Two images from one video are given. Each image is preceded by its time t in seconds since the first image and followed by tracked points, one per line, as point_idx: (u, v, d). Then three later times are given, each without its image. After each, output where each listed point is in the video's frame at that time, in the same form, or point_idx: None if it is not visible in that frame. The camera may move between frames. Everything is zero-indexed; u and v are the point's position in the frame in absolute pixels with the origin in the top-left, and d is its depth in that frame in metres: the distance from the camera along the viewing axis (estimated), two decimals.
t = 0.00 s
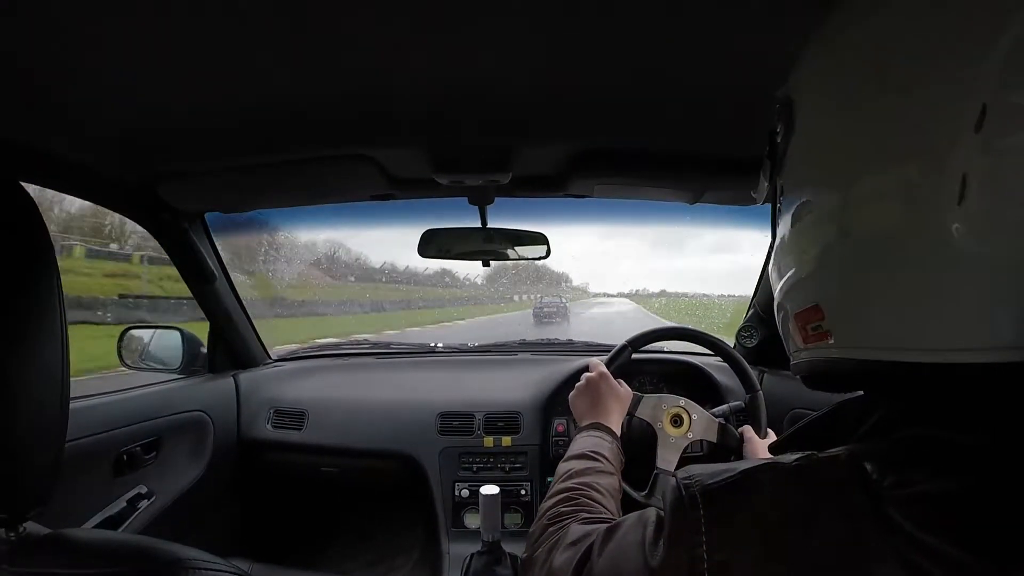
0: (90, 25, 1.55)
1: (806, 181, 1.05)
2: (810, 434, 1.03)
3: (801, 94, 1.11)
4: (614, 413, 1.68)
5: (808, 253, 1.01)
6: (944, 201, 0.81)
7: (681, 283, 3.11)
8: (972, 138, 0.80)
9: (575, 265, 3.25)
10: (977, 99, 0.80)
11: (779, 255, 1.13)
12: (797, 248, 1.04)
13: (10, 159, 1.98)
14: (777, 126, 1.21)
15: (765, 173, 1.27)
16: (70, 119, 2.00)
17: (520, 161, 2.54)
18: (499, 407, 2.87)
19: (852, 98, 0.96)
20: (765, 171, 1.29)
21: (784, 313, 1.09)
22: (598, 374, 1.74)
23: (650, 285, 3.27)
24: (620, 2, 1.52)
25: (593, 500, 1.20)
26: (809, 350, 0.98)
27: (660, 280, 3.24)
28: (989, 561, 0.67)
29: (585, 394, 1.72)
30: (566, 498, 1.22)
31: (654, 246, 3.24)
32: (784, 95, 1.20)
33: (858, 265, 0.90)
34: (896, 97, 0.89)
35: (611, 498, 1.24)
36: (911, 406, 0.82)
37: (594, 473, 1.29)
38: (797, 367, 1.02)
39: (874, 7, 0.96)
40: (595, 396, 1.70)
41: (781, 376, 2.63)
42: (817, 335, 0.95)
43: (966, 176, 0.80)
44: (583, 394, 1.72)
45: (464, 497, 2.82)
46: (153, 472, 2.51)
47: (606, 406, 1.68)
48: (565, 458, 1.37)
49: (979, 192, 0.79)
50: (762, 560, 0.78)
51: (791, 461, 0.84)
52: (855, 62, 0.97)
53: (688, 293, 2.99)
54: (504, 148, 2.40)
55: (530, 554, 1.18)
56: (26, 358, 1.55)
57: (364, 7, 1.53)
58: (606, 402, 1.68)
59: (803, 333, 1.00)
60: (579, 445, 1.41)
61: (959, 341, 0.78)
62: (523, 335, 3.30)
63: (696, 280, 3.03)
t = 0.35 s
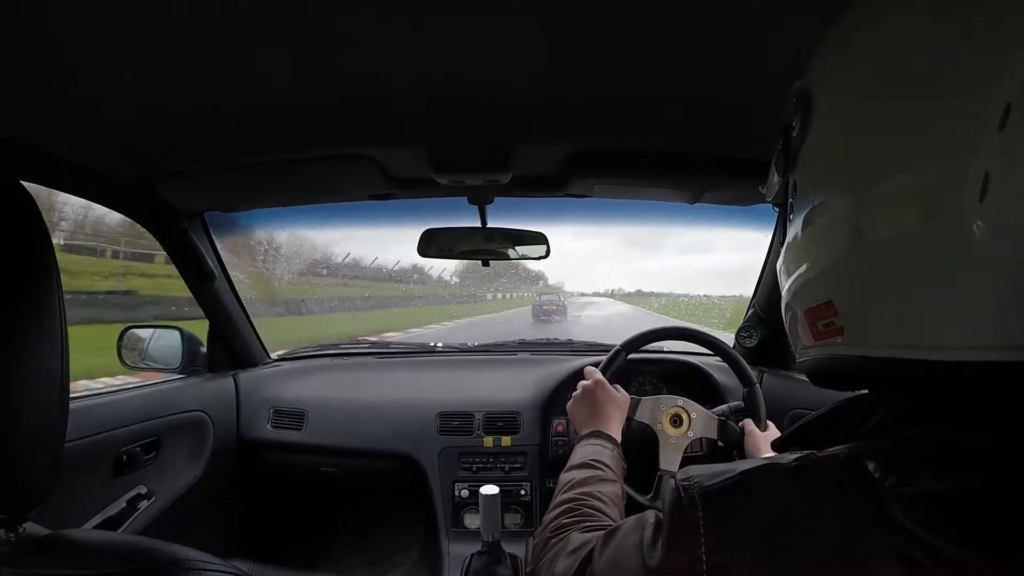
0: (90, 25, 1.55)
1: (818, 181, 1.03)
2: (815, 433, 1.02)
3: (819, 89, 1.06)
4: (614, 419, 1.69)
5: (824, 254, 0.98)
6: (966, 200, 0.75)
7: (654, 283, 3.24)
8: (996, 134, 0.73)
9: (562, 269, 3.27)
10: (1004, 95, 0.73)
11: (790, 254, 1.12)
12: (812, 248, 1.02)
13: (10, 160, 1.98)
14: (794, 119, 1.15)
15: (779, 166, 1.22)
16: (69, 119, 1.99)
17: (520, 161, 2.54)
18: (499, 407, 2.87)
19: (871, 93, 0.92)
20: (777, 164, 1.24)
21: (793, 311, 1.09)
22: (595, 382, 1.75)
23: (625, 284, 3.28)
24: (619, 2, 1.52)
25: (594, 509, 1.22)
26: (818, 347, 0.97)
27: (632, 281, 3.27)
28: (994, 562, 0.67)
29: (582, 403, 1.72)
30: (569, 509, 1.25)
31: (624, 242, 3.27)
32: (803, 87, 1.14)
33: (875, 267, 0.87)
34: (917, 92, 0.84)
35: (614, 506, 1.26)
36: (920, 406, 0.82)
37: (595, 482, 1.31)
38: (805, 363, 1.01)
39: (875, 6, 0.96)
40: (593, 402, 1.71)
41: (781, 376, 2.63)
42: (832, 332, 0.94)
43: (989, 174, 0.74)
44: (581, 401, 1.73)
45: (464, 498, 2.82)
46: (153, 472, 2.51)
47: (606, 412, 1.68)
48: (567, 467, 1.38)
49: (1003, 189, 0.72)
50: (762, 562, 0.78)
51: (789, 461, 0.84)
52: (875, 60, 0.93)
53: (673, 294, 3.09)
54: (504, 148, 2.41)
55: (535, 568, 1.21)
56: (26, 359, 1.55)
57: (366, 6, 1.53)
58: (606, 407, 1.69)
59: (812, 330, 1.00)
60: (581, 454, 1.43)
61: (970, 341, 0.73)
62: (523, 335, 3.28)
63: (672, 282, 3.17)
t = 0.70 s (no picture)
0: (90, 26, 1.56)
1: (820, 181, 1.02)
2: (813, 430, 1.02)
3: (820, 89, 1.06)
4: (613, 420, 1.69)
5: (825, 254, 0.98)
6: (973, 202, 0.76)
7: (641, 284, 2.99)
8: (1003, 136, 0.74)
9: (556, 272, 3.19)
10: (1011, 95, 0.74)
11: (793, 256, 1.11)
12: (814, 249, 1.02)
13: (9, 159, 1.98)
14: (795, 121, 1.14)
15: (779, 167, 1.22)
16: (69, 119, 1.99)
17: (519, 160, 2.54)
18: (498, 405, 2.87)
19: (873, 93, 0.92)
20: (778, 166, 1.24)
21: (795, 312, 1.08)
22: (594, 382, 1.74)
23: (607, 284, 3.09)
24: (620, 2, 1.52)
25: (594, 507, 1.23)
26: (822, 350, 0.96)
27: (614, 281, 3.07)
28: (991, 559, 0.68)
29: (580, 403, 1.72)
30: (568, 506, 1.25)
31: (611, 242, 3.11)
32: (804, 87, 1.13)
33: (878, 268, 0.86)
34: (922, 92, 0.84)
35: (613, 503, 1.26)
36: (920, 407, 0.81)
37: (595, 480, 1.31)
38: (810, 367, 1.00)
39: (872, 9, 0.97)
40: (593, 402, 1.71)
41: (780, 375, 2.64)
42: (834, 335, 0.93)
43: (997, 175, 0.75)
44: (580, 402, 1.73)
45: (463, 496, 2.82)
46: (153, 470, 2.52)
47: (605, 413, 1.69)
48: (567, 466, 1.39)
49: (1013, 190, 0.73)
50: (763, 561, 0.79)
51: (790, 459, 0.85)
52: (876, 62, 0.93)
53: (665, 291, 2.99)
54: (503, 147, 2.41)
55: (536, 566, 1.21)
56: (26, 359, 1.55)
57: (366, 6, 1.54)
58: (605, 408, 1.70)
59: (817, 333, 0.98)
60: (581, 452, 1.43)
61: (975, 341, 0.74)
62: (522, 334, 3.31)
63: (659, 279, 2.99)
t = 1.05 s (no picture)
0: (91, 25, 1.55)
1: (824, 183, 1.02)
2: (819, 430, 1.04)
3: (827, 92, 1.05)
4: (613, 424, 1.69)
5: (828, 257, 0.97)
6: (979, 209, 0.75)
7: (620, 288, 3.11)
8: (1012, 143, 0.73)
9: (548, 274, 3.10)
10: (1015, 101, 0.73)
11: (797, 257, 1.11)
12: (818, 251, 1.01)
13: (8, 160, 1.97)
14: (801, 121, 1.13)
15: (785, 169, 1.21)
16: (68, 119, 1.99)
17: (517, 161, 2.54)
18: (496, 406, 2.87)
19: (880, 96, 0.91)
20: (782, 165, 1.23)
21: (797, 312, 1.09)
22: (590, 387, 1.74)
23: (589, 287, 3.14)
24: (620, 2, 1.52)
25: (596, 514, 1.23)
26: (826, 351, 0.96)
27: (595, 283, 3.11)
28: (984, 556, 0.69)
29: (578, 408, 1.73)
30: (569, 515, 1.25)
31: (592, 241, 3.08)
32: (810, 88, 1.12)
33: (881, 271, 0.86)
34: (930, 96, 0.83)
35: (617, 512, 1.26)
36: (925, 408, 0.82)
37: (596, 486, 1.32)
38: (812, 367, 1.00)
39: (875, 10, 0.97)
40: (591, 407, 1.71)
41: (779, 376, 2.64)
42: (837, 336, 0.93)
43: (1004, 182, 0.74)
44: (578, 407, 1.73)
45: (462, 496, 2.82)
46: (152, 470, 2.51)
47: (605, 417, 1.69)
48: (567, 472, 1.39)
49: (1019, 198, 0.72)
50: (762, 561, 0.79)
51: (789, 461, 0.85)
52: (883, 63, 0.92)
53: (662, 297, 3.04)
54: (502, 147, 2.41)
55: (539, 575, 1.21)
56: (25, 359, 1.55)
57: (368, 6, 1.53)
58: (603, 411, 1.70)
59: (821, 334, 0.98)
60: (582, 458, 1.43)
61: (980, 347, 0.74)
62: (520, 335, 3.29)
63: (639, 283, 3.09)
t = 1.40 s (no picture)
0: (92, 24, 1.55)
1: (825, 181, 1.00)
2: (825, 430, 1.06)
3: (830, 91, 1.04)
4: (613, 426, 1.69)
5: (829, 255, 0.97)
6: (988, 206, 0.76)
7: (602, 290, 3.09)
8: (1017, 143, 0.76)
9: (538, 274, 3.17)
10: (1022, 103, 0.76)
11: (799, 259, 1.10)
12: (817, 250, 1.01)
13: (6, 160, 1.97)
14: (806, 126, 1.10)
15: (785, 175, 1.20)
16: (66, 119, 1.98)
17: (516, 161, 2.55)
18: (496, 407, 2.87)
19: (882, 93, 0.91)
20: (785, 170, 1.20)
21: (799, 314, 1.08)
22: (589, 390, 1.74)
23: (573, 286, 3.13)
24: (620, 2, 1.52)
25: (598, 518, 1.23)
26: (833, 353, 0.95)
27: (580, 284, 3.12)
28: (996, 560, 0.67)
29: (578, 411, 1.73)
30: (572, 519, 1.25)
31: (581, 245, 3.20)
32: (815, 91, 1.10)
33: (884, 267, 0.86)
34: (939, 96, 0.83)
35: (618, 514, 1.26)
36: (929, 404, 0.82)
37: (597, 489, 1.31)
38: (815, 369, 1.00)
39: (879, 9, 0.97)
40: (590, 411, 1.71)
41: (779, 376, 2.64)
42: (842, 338, 0.92)
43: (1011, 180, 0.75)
44: (578, 411, 1.73)
45: (461, 497, 2.81)
46: (152, 472, 2.51)
47: (604, 419, 1.69)
48: (568, 476, 1.38)
49: None
50: (768, 559, 0.78)
51: (794, 460, 0.85)
52: (888, 64, 0.91)
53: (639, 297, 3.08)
54: (501, 148, 2.41)
55: None
56: (23, 360, 1.54)
57: (369, 6, 1.53)
58: (602, 414, 1.69)
59: (826, 336, 0.97)
60: (582, 461, 1.43)
61: (993, 343, 0.75)
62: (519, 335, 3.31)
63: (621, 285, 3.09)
